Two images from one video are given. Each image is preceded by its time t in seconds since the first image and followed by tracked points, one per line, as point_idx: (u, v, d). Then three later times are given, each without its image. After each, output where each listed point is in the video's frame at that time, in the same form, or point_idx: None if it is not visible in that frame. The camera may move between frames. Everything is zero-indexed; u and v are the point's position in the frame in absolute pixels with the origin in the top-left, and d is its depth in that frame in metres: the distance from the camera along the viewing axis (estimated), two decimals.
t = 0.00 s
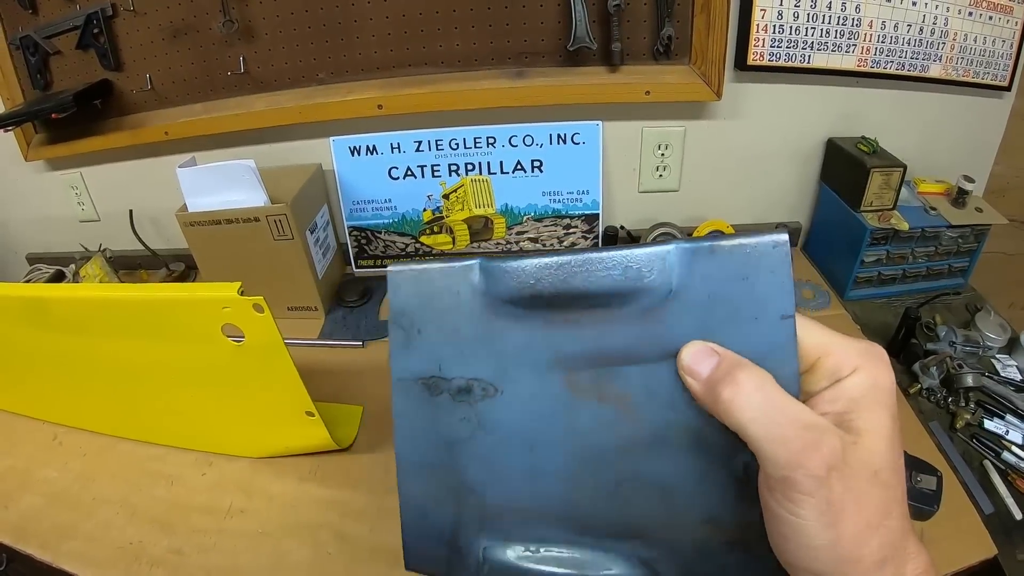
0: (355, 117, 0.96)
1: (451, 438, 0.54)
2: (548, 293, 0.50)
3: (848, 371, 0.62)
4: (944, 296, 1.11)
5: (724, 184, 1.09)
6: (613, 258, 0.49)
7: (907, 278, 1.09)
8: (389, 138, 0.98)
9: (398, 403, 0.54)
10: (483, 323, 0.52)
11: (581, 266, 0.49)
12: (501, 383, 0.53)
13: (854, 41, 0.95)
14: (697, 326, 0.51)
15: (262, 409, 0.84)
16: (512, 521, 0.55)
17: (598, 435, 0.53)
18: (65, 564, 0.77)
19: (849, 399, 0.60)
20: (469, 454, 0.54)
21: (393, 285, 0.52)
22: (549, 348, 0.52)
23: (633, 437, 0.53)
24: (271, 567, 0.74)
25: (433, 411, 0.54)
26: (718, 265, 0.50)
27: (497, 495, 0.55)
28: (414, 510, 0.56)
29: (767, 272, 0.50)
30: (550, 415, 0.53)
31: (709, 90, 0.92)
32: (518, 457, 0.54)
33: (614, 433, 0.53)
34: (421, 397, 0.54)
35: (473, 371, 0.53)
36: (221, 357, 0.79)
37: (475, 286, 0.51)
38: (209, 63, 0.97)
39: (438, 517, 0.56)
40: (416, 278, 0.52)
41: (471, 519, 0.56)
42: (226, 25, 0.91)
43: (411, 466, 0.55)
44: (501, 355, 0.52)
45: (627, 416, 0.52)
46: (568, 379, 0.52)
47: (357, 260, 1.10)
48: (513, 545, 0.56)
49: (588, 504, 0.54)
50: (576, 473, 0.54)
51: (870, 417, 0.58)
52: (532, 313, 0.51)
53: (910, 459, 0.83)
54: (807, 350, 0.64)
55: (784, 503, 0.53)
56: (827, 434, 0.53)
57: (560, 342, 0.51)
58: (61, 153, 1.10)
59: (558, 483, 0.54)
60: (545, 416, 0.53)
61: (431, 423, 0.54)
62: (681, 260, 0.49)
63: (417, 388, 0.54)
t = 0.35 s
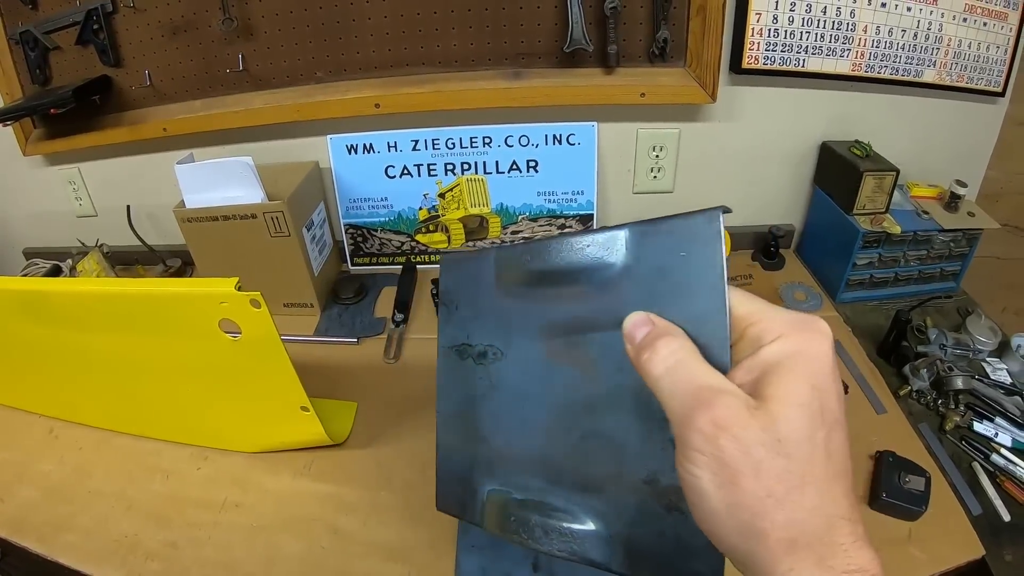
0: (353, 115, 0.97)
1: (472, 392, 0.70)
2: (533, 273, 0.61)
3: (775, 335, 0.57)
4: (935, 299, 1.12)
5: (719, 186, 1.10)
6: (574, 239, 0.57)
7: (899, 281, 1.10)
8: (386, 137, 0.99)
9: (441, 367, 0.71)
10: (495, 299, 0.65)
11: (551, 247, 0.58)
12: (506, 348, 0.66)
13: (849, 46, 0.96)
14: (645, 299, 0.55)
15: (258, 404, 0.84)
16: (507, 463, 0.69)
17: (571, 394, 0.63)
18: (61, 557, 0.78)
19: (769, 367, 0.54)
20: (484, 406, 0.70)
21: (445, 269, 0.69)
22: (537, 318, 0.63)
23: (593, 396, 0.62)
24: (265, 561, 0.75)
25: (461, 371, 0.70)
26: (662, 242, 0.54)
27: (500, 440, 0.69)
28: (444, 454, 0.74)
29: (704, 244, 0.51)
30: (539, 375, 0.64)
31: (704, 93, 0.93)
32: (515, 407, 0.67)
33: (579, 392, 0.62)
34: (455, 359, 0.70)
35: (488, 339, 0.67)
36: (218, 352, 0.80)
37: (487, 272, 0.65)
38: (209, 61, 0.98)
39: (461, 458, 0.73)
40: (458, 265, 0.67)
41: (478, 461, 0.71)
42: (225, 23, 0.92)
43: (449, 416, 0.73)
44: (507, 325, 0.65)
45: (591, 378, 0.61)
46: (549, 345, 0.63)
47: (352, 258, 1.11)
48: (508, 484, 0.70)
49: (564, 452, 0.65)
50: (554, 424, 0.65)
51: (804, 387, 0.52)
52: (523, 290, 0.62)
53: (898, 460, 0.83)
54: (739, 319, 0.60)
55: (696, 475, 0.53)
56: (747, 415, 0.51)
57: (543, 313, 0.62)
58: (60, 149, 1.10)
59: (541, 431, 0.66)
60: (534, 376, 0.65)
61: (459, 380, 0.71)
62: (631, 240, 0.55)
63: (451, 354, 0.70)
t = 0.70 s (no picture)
0: (351, 116, 0.97)
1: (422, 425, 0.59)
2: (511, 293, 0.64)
3: (776, 326, 0.65)
4: (928, 303, 1.12)
5: (714, 189, 1.10)
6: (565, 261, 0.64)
7: (892, 285, 1.11)
8: (382, 137, 0.99)
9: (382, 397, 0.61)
10: (459, 321, 0.64)
11: (538, 269, 0.64)
12: (472, 370, 0.61)
13: (844, 51, 0.97)
14: (640, 308, 0.61)
15: (254, 403, 0.84)
16: (465, 508, 0.54)
17: (552, 412, 0.57)
18: (55, 556, 0.78)
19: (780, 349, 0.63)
20: (434, 441, 0.58)
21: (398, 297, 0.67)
22: (512, 335, 0.62)
23: (584, 409, 0.57)
24: (260, 560, 0.75)
25: (409, 402, 0.61)
26: (658, 262, 0.62)
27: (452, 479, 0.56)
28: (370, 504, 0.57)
29: (700, 262, 0.61)
30: (507, 399, 0.59)
31: (700, 96, 0.94)
32: (478, 439, 0.57)
33: (567, 409, 0.57)
34: (401, 391, 0.62)
35: (449, 364, 0.62)
36: (214, 351, 0.80)
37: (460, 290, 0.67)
38: (206, 60, 0.98)
39: (390, 506, 0.56)
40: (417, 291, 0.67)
41: (411, 505, 0.56)
42: (223, 23, 0.92)
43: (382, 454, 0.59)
44: (475, 346, 0.62)
45: (580, 392, 0.58)
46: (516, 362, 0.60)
47: (348, 259, 1.10)
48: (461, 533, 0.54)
49: (549, 489, 0.54)
50: (528, 459, 0.56)
51: (813, 363, 0.60)
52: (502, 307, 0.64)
53: (892, 461, 0.84)
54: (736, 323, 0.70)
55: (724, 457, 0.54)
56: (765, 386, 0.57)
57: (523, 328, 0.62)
58: (56, 146, 1.10)
59: (513, 467, 0.55)
60: (502, 400, 0.59)
61: (408, 412, 0.60)
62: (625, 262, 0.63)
63: (398, 383, 0.62)
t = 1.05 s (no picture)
0: (349, 118, 0.97)
1: (386, 425, 0.58)
2: (500, 292, 0.67)
3: (776, 341, 0.69)
4: (923, 307, 1.13)
5: (710, 192, 1.11)
6: (561, 266, 0.69)
7: (887, 289, 1.12)
8: (381, 140, 0.99)
9: (334, 385, 0.60)
10: (434, 312, 0.66)
11: (534, 270, 0.68)
12: (450, 370, 0.61)
13: (840, 56, 0.98)
14: (642, 318, 0.65)
15: (251, 404, 0.85)
16: (441, 522, 0.52)
17: (547, 416, 0.58)
18: (52, 555, 0.78)
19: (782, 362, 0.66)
20: (400, 442, 0.57)
21: (349, 285, 0.69)
22: (501, 334, 0.64)
23: (586, 415, 0.58)
24: (258, 560, 0.76)
25: (372, 397, 0.60)
26: (652, 279, 0.68)
27: (426, 489, 0.54)
28: (317, 512, 0.53)
29: (696, 281, 0.67)
30: (491, 401, 0.59)
31: (696, 101, 0.94)
32: (461, 443, 0.56)
33: (567, 414, 0.58)
34: (358, 383, 0.61)
35: (421, 360, 0.62)
36: (212, 352, 0.80)
37: (440, 287, 0.68)
38: (206, 61, 0.99)
39: (345, 518, 0.53)
40: (386, 284, 0.69)
41: (371, 519, 0.53)
42: (224, 24, 0.93)
43: (332, 457, 0.56)
44: (454, 342, 0.63)
45: (579, 397, 0.59)
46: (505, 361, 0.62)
47: (345, 260, 1.10)
48: (441, 552, 0.51)
49: (549, 499, 0.53)
50: (519, 465, 0.55)
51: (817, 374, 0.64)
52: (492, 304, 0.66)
53: (887, 464, 0.85)
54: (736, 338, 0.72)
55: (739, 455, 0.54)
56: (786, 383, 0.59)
57: (514, 326, 0.64)
58: (54, 146, 1.11)
59: (506, 475, 0.54)
60: (485, 400, 0.59)
61: (366, 409, 0.59)
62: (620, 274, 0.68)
63: (359, 378, 0.61)
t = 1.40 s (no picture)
0: (350, 120, 0.98)
1: (403, 429, 0.58)
2: (529, 288, 0.61)
3: (774, 385, 0.70)
4: (921, 308, 1.14)
5: (710, 195, 1.11)
6: (591, 271, 0.62)
7: (886, 291, 1.12)
8: (381, 142, 0.98)
9: (346, 377, 0.59)
10: (455, 307, 0.61)
11: (565, 275, 0.61)
12: (472, 374, 0.59)
13: (838, 59, 0.98)
14: (666, 341, 0.61)
15: (252, 404, 0.85)
16: (460, 530, 0.56)
17: (564, 431, 0.58)
18: (52, 555, 0.78)
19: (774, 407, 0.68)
20: (417, 447, 0.58)
21: (359, 252, 0.62)
22: (527, 340, 0.61)
23: (602, 434, 0.59)
24: (258, 561, 0.76)
25: (387, 396, 0.58)
26: (689, 295, 0.63)
27: (443, 498, 0.57)
28: (333, 515, 0.57)
29: (716, 308, 0.63)
30: (511, 411, 0.59)
31: (695, 103, 0.95)
32: (479, 454, 0.58)
33: (584, 432, 0.59)
34: (369, 379, 0.59)
35: (441, 359, 0.60)
36: (214, 352, 0.81)
37: (464, 271, 0.62)
38: (206, 62, 0.99)
39: (359, 519, 0.57)
40: (402, 258, 0.62)
41: (388, 525, 0.57)
42: (225, 25, 0.93)
43: (344, 459, 0.57)
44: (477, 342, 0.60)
45: (598, 415, 0.59)
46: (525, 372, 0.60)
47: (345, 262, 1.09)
48: (459, 558, 0.56)
49: (562, 513, 0.57)
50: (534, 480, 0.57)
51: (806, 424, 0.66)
52: (517, 304, 0.61)
53: (883, 464, 0.85)
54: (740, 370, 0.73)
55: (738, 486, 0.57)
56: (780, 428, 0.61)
57: (537, 333, 0.61)
58: (54, 146, 1.11)
59: (522, 488, 0.57)
60: (506, 410, 0.59)
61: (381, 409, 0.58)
62: (654, 288, 0.63)
63: (372, 374, 0.59)
